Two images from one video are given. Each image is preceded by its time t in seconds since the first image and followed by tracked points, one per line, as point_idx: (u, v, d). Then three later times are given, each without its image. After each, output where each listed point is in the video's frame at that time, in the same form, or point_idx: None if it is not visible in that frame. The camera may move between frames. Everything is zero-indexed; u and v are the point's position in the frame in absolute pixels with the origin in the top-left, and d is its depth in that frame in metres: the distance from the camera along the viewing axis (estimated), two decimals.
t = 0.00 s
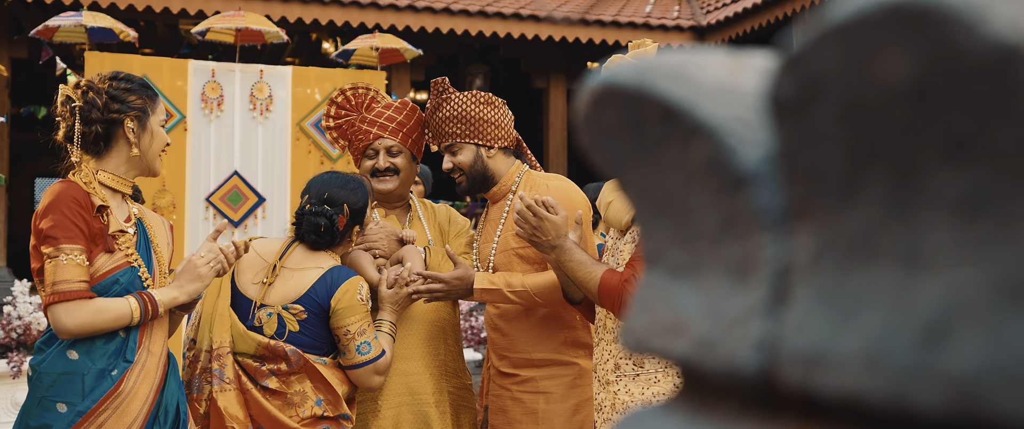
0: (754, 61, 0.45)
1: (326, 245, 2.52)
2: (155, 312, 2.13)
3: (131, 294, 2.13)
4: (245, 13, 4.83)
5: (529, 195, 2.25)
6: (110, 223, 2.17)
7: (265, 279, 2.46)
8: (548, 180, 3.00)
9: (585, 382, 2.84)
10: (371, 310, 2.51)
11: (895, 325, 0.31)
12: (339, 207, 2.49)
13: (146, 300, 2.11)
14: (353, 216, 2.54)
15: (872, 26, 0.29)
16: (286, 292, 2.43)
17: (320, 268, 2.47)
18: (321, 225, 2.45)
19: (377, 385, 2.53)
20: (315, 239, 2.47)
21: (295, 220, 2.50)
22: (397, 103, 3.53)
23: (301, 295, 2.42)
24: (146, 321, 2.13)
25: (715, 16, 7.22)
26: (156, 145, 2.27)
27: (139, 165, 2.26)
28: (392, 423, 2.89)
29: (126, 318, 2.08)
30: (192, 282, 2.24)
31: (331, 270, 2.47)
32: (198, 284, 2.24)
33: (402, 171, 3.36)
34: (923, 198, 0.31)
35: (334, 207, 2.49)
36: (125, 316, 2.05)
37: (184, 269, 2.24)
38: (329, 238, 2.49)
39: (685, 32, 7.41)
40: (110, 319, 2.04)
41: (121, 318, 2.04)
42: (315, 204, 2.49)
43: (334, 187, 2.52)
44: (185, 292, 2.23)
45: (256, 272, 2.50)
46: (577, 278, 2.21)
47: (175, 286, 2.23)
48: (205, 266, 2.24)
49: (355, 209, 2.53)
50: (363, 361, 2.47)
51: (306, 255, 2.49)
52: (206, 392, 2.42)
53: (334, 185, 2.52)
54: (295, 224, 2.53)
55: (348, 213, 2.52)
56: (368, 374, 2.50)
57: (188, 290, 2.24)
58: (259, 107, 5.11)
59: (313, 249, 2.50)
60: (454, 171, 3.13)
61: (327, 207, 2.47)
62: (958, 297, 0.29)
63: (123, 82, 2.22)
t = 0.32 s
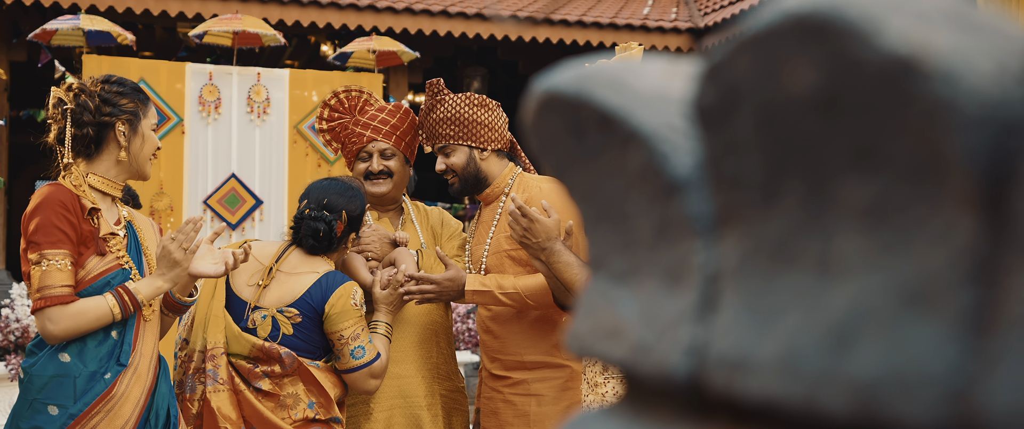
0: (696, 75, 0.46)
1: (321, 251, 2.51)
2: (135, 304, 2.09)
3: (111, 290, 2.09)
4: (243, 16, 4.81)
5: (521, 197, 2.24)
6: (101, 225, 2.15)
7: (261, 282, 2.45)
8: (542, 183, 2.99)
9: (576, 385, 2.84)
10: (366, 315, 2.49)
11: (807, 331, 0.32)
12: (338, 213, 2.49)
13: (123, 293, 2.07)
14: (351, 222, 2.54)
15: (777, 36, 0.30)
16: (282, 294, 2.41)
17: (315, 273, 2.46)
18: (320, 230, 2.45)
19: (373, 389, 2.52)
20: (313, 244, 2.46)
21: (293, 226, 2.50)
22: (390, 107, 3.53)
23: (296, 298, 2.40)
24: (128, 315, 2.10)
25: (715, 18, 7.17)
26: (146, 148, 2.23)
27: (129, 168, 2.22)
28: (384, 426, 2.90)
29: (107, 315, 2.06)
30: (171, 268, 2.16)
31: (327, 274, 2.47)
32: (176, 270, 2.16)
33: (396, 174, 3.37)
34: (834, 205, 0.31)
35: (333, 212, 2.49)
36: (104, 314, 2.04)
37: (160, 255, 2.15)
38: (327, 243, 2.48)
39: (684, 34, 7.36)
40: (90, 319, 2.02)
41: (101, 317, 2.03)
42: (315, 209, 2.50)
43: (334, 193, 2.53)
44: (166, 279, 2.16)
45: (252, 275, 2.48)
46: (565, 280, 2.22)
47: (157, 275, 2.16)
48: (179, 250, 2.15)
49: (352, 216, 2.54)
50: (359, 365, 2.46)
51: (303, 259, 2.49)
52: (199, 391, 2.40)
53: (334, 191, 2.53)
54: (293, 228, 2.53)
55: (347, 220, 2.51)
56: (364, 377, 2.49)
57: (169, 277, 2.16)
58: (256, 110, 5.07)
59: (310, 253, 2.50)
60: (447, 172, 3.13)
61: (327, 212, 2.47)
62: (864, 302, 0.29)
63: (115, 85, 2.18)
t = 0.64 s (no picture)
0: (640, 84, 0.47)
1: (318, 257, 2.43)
2: (129, 313, 2.11)
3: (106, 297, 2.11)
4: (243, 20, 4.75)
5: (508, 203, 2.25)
6: (93, 229, 2.15)
7: (257, 286, 2.35)
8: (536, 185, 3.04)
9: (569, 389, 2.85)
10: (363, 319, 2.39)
11: (720, 339, 0.32)
12: (337, 220, 2.39)
13: (117, 302, 2.09)
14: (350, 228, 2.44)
15: (687, 47, 0.31)
16: (279, 298, 2.31)
17: (312, 278, 2.36)
18: (318, 236, 2.36)
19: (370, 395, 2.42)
20: (312, 249, 2.38)
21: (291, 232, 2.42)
22: (387, 110, 3.54)
23: (293, 302, 2.31)
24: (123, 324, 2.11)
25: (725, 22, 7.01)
26: (139, 152, 2.24)
27: (122, 172, 2.22)
28: None
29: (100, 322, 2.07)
30: (169, 278, 2.22)
31: (324, 280, 2.36)
32: (176, 281, 2.24)
33: (398, 177, 3.33)
34: (745, 216, 0.32)
35: (332, 219, 2.39)
36: (98, 319, 2.05)
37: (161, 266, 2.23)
38: (325, 249, 2.39)
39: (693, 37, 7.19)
40: (85, 323, 2.03)
41: (95, 322, 2.03)
42: (314, 215, 2.40)
43: (333, 200, 2.43)
44: (162, 289, 2.21)
45: (249, 278, 2.38)
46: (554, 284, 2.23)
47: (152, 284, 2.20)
48: (180, 260, 2.23)
49: (351, 223, 2.44)
50: (354, 370, 2.35)
51: (301, 264, 2.39)
52: (193, 393, 2.34)
53: (333, 198, 2.43)
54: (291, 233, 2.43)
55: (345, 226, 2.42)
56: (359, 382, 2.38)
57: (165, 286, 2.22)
58: (257, 113, 4.99)
59: (308, 258, 2.40)
60: (443, 176, 3.13)
61: (326, 219, 2.37)
62: (770, 310, 0.30)
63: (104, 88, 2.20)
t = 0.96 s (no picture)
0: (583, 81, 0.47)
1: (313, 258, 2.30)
2: (124, 318, 2.07)
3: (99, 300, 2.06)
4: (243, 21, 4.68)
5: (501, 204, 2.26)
6: (85, 229, 2.11)
7: (252, 285, 2.21)
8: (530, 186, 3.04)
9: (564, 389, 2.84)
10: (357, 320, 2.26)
11: (632, 334, 0.33)
12: (333, 221, 2.28)
13: (114, 305, 2.04)
14: (345, 230, 2.33)
15: (596, 46, 0.31)
16: (274, 297, 2.18)
17: (307, 279, 2.23)
18: (315, 237, 2.24)
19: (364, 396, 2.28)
20: (307, 251, 2.26)
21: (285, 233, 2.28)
22: (381, 109, 3.44)
23: (288, 302, 2.18)
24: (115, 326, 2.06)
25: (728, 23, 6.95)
26: (130, 152, 2.22)
27: (113, 172, 2.20)
28: None
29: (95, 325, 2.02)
30: (165, 286, 2.16)
31: (319, 280, 2.23)
32: (170, 288, 2.16)
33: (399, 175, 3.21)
34: (656, 213, 0.32)
35: (329, 221, 2.28)
36: (94, 323, 2.00)
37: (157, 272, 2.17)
38: (321, 251, 2.27)
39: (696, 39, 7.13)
40: (80, 325, 1.98)
41: (90, 324, 1.99)
42: (310, 217, 2.29)
43: (330, 201, 2.32)
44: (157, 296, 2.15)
45: (243, 277, 2.24)
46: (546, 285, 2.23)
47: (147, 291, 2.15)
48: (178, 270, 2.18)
49: (348, 224, 2.33)
50: (347, 371, 2.22)
51: (296, 264, 2.26)
52: (187, 390, 2.18)
53: (330, 199, 2.32)
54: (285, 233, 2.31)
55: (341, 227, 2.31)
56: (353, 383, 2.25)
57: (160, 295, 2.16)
58: (257, 113, 4.91)
59: (304, 259, 2.28)
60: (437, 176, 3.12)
61: (323, 221, 2.26)
62: (672, 306, 0.30)
63: (94, 88, 2.19)
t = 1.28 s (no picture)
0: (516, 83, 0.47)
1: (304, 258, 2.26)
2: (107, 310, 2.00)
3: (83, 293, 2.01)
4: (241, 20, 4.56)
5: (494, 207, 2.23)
6: (73, 228, 2.07)
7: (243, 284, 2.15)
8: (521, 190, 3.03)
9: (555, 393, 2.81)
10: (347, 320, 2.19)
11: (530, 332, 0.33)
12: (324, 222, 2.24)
13: (95, 295, 1.97)
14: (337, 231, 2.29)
15: (491, 48, 0.32)
16: (264, 297, 2.13)
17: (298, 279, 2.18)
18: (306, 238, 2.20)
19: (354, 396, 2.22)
20: (299, 251, 2.22)
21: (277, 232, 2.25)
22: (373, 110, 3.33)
23: (278, 302, 2.12)
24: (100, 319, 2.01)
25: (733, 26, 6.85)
26: (118, 150, 2.19)
27: (100, 171, 2.17)
28: None
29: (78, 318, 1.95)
30: (139, 267, 2.03)
31: (310, 281, 2.18)
32: (146, 269, 2.04)
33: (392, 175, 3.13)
34: (552, 211, 0.32)
35: (321, 221, 2.25)
36: (76, 317, 1.93)
37: (128, 254, 2.03)
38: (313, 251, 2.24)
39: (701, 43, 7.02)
40: (63, 322, 1.92)
41: (72, 320, 1.92)
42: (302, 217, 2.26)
43: (322, 202, 2.29)
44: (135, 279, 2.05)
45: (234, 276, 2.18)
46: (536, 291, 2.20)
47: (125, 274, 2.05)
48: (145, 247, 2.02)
49: (339, 225, 2.29)
50: (338, 371, 2.15)
51: (288, 264, 2.21)
52: (177, 389, 2.13)
53: (321, 199, 2.29)
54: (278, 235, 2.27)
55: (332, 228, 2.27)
56: (342, 383, 2.18)
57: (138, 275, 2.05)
58: (256, 112, 4.69)
59: (295, 260, 2.23)
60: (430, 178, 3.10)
61: (314, 222, 2.22)
62: (565, 307, 0.31)
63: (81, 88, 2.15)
